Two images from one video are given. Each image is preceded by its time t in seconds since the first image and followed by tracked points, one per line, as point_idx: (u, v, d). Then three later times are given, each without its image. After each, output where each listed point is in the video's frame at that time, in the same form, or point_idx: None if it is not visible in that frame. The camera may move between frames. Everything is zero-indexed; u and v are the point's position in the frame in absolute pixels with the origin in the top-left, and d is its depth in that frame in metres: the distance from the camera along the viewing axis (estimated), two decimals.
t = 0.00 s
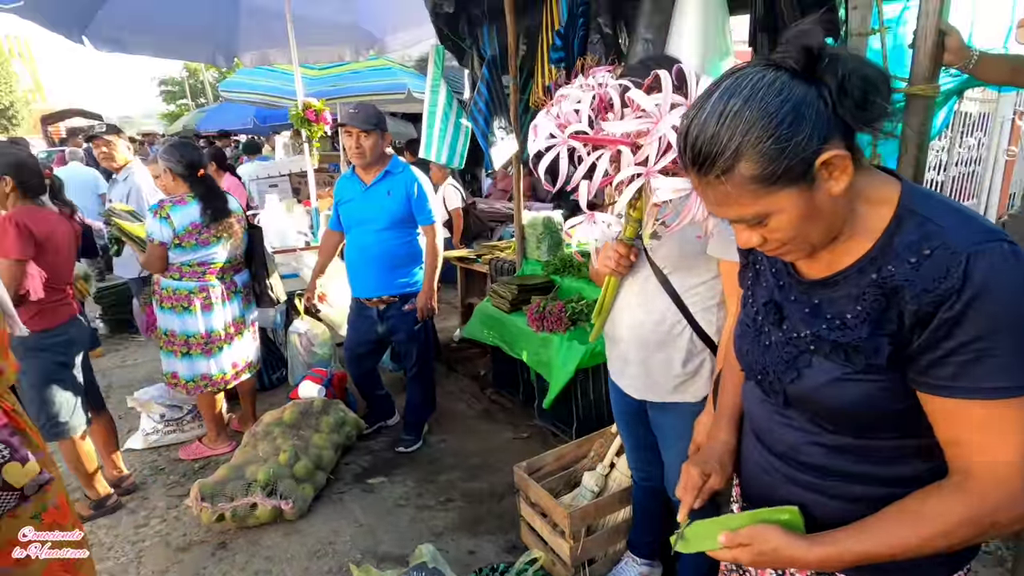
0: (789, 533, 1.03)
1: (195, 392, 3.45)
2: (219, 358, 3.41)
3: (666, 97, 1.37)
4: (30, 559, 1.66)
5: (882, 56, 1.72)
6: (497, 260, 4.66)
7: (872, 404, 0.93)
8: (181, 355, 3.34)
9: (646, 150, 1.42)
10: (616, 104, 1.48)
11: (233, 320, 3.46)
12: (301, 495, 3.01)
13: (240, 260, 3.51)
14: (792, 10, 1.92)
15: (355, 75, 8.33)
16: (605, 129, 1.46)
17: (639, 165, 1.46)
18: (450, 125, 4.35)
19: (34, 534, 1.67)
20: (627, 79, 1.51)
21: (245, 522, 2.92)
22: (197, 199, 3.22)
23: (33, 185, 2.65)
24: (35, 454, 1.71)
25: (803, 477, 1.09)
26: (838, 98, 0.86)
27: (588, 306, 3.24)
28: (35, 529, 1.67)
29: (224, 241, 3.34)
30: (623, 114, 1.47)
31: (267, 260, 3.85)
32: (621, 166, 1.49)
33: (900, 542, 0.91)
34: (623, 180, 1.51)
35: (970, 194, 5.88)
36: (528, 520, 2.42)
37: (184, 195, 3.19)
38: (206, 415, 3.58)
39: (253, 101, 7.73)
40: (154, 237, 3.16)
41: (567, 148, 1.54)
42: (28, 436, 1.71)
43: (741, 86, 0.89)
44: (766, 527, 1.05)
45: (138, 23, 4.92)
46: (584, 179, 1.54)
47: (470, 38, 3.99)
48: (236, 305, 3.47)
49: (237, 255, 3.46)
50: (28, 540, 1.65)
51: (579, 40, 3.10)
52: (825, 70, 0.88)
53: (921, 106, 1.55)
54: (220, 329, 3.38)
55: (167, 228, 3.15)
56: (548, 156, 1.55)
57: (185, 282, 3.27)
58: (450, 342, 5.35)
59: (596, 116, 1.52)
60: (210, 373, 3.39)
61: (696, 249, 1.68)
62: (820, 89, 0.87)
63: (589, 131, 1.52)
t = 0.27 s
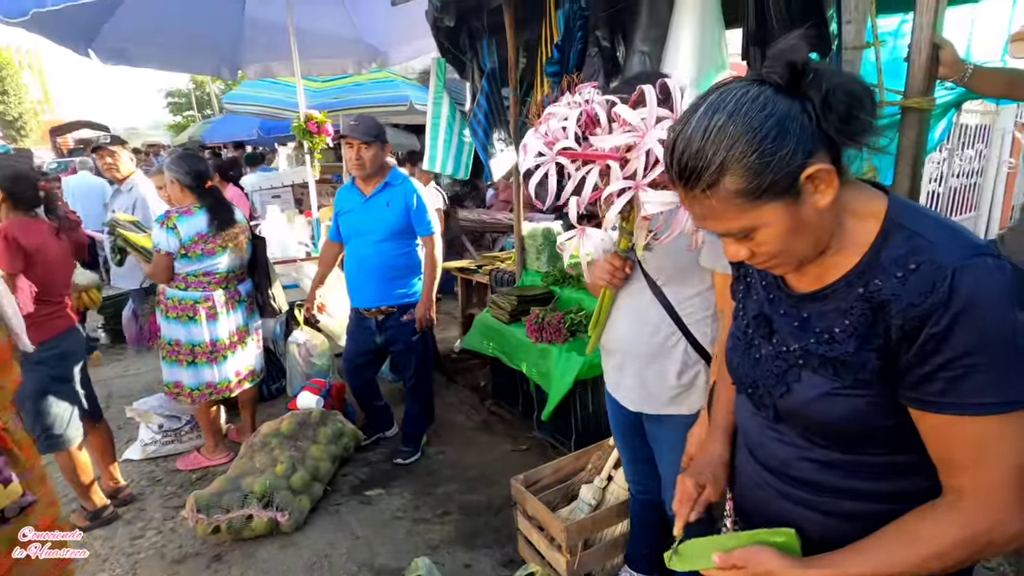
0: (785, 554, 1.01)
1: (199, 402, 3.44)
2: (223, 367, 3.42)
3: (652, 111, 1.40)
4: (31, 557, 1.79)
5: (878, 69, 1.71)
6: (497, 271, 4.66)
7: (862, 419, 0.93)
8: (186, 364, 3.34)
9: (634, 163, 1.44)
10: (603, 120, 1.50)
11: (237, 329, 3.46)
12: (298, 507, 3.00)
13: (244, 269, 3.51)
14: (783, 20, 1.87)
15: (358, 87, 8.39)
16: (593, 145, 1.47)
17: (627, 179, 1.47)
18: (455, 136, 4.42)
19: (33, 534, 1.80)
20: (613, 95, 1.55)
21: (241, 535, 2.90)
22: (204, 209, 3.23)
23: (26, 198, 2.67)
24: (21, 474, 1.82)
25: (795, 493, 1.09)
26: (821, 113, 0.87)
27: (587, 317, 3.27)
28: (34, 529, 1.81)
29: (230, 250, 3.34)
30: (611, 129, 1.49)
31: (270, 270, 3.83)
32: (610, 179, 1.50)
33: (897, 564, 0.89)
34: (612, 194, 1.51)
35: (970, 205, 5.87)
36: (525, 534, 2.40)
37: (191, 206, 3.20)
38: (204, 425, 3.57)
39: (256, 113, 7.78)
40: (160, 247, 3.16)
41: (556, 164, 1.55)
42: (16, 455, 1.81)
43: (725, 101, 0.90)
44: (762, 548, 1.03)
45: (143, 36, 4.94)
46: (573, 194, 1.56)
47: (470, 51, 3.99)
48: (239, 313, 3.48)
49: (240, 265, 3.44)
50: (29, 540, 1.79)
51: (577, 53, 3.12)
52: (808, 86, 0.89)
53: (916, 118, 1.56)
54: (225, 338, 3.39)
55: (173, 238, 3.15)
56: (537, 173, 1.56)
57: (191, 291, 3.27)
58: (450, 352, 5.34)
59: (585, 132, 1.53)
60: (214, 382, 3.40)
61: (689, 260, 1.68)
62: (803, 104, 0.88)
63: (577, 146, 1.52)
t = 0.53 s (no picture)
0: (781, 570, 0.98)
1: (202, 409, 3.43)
2: (225, 374, 3.41)
3: (651, 122, 1.41)
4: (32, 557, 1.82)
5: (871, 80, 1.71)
6: (495, 279, 4.66)
7: (849, 430, 0.93)
8: (188, 372, 3.33)
9: (632, 174, 1.43)
10: (600, 131, 1.52)
11: (238, 336, 3.46)
12: (292, 517, 2.98)
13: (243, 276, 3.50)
14: (772, 27, 1.84)
15: (357, 96, 8.42)
16: (591, 155, 1.48)
17: (625, 189, 1.46)
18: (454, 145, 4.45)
19: (32, 535, 1.82)
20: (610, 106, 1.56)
21: (235, 544, 2.88)
22: (204, 217, 3.24)
23: (20, 205, 2.68)
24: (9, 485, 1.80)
25: (783, 505, 1.09)
26: (804, 124, 0.87)
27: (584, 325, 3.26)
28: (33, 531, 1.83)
29: (230, 257, 3.35)
30: (608, 140, 1.50)
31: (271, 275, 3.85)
32: (608, 190, 1.50)
33: None
34: (610, 205, 1.51)
35: (967, 214, 5.89)
36: (521, 544, 2.38)
37: (190, 215, 3.20)
38: (201, 434, 3.56)
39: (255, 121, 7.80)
40: (161, 256, 3.15)
41: (555, 175, 1.56)
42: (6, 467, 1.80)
43: (708, 112, 0.91)
44: (757, 565, 1.00)
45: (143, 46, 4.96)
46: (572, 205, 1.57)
47: (468, 60, 4.02)
48: (240, 321, 3.48)
49: (240, 272, 3.45)
50: (28, 540, 1.80)
51: (572, 63, 3.13)
52: (791, 98, 0.90)
53: (909, 128, 1.55)
54: (226, 345, 3.39)
55: (174, 247, 3.14)
56: (536, 183, 1.58)
57: (192, 300, 3.26)
58: (447, 360, 5.33)
59: (583, 142, 1.55)
60: (217, 388, 3.40)
61: (683, 269, 1.68)
62: (786, 115, 0.88)
63: (575, 157, 1.53)
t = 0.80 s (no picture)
0: None
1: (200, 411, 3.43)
2: (224, 376, 3.41)
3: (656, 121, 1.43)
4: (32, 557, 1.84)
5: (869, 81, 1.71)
6: (495, 280, 4.65)
7: (841, 432, 0.93)
8: (187, 374, 3.33)
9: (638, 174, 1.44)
10: (604, 131, 1.51)
11: (238, 338, 3.47)
12: (291, 518, 2.99)
13: (243, 278, 3.54)
14: (769, 27, 1.84)
15: (358, 97, 8.44)
16: (596, 156, 1.49)
17: (630, 189, 1.47)
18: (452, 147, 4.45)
19: (32, 534, 1.84)
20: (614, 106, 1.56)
21: (233, 545, 2.88)
22: (202, 220, 3.24)
23: (18, 207, 2.69)
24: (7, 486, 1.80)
25: (776, 507, 1.08)
26: (797, 120, 0.88)
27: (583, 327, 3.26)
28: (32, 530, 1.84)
29: (228, 259, 3.36)
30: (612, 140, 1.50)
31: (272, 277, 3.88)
32: (612, 191, 1.51)
33: None
34: (614, 206, 1.52)
35: (968, 216, 5.88)
36: (519, 547, 2.38)
37: (188, 217, 3.20)
38: (201, 434, 3.57)
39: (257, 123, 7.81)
40: (159, 259, 3.15)
41: (559, 173, 1.56)
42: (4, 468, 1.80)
43: (703, 110, 0.91)
44: None
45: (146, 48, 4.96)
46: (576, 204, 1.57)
47: (468, 62, 4.02)
48: (239, 322, 3.48)
49: (240, 273, 3.48)
50: (29, 539, 1.83)
51: (572, 65, 3.13)
52: (782, 96, 0.91)
53: (908, 130, 1.55)
54: (225, 347, 3.39)
55: (171, 251, 3.14)
56: (539, 181, 1.58)
57: (190, 303, 3.26)
58: (447, 362, 5.33)
59: (586, 142, 1.54)
60: (215, 392, 3.39)
61: (681, 270, 1.68)
62: (779, 112, 0.89)
63: (580, 156, 1.54)
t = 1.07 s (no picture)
0: None
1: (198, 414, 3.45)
2: (223, 378, 3.44)
3: (650, 124, 1.43)
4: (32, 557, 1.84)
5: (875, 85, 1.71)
6: (498, 282, 4.66)
7: (844, 437, 0.93)
8: (187, 377, 3.34)
9: (633, 175, 1.43)
10: (599, 135, 1.52)
11: (237, 341, 3.49)
12: (294, 519, 2.99)
13: (243, 281, 3.55)
14: (774, 36, 1.80)
15: (362, 99, 8.46)
16: (591, 158, 1.49)
17: (626, 190, 1.46)
18: (454, 149, 4.44)
19: (32, 534, 1.83)
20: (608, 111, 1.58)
21: (237, 547, 2.89)
22: (203, 223, 3.24)
23: (19, 209, 2.72)
24: (16, 485, 1.80)
25: (777, 513, 1.09)
26: (802, 128, 0.89)
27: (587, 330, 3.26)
28: (32, 529, 1.83)
29: (230, 262, 3.37)
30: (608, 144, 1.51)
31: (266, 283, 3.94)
32: (609, 193, 1.50)
33: None
34: (611, 206, 1.51)
35: (973, 219, 5.87)
36: (522, 549, 2.38)
37: (190, 221, 3.20)
38: (205, 435, 3.58)
39: (261, 124, 7.83)
40: (160, 263, 3.15)
41: (554, 178, 1.56)
42: (11, 468, 1.80)
43: (709, 116, 0.91)
44: None
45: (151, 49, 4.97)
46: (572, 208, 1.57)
47: (472, 65, 4.03)
48: (239, 325, 3.50)
49: (241, 276, 3.49)
50: (29, 540, 1.82)
51: (576, 68, 3.13)
52: (788, 103, 0.91)
53: (912, 134, 1.55)
54: (224, 350, 3.41)
55: (173, 255, 3.14)
56: (535, 186, 1.57)
57: (190, 305, 3.27)
58: (450, 363, 5.34)
59: (581, 146, 1.56)
60: (214, 395, 3.41)
61: (684, 274, 1.68)
62: (784, 120, 0.89)
63: (575, 160, 1.54)
